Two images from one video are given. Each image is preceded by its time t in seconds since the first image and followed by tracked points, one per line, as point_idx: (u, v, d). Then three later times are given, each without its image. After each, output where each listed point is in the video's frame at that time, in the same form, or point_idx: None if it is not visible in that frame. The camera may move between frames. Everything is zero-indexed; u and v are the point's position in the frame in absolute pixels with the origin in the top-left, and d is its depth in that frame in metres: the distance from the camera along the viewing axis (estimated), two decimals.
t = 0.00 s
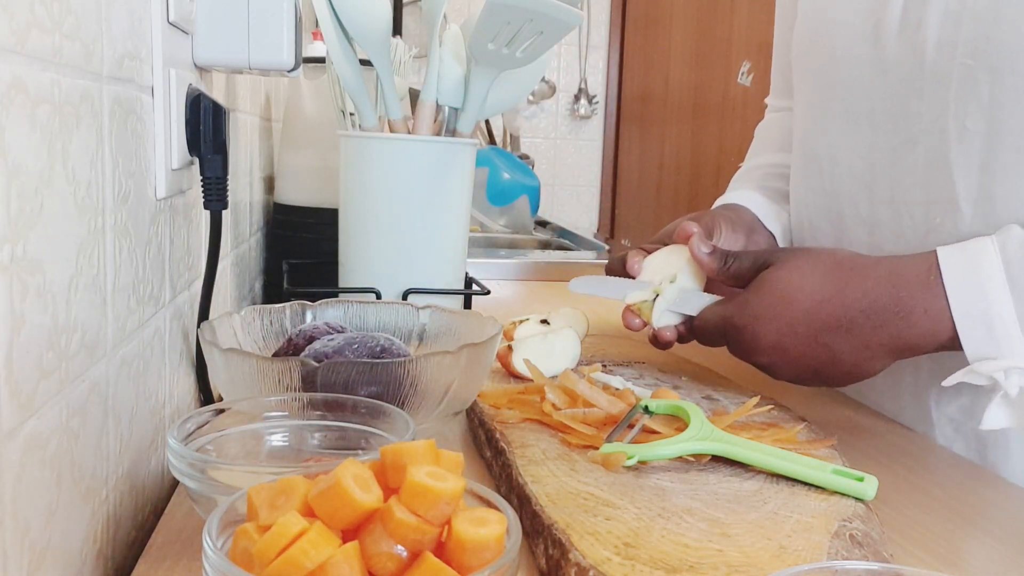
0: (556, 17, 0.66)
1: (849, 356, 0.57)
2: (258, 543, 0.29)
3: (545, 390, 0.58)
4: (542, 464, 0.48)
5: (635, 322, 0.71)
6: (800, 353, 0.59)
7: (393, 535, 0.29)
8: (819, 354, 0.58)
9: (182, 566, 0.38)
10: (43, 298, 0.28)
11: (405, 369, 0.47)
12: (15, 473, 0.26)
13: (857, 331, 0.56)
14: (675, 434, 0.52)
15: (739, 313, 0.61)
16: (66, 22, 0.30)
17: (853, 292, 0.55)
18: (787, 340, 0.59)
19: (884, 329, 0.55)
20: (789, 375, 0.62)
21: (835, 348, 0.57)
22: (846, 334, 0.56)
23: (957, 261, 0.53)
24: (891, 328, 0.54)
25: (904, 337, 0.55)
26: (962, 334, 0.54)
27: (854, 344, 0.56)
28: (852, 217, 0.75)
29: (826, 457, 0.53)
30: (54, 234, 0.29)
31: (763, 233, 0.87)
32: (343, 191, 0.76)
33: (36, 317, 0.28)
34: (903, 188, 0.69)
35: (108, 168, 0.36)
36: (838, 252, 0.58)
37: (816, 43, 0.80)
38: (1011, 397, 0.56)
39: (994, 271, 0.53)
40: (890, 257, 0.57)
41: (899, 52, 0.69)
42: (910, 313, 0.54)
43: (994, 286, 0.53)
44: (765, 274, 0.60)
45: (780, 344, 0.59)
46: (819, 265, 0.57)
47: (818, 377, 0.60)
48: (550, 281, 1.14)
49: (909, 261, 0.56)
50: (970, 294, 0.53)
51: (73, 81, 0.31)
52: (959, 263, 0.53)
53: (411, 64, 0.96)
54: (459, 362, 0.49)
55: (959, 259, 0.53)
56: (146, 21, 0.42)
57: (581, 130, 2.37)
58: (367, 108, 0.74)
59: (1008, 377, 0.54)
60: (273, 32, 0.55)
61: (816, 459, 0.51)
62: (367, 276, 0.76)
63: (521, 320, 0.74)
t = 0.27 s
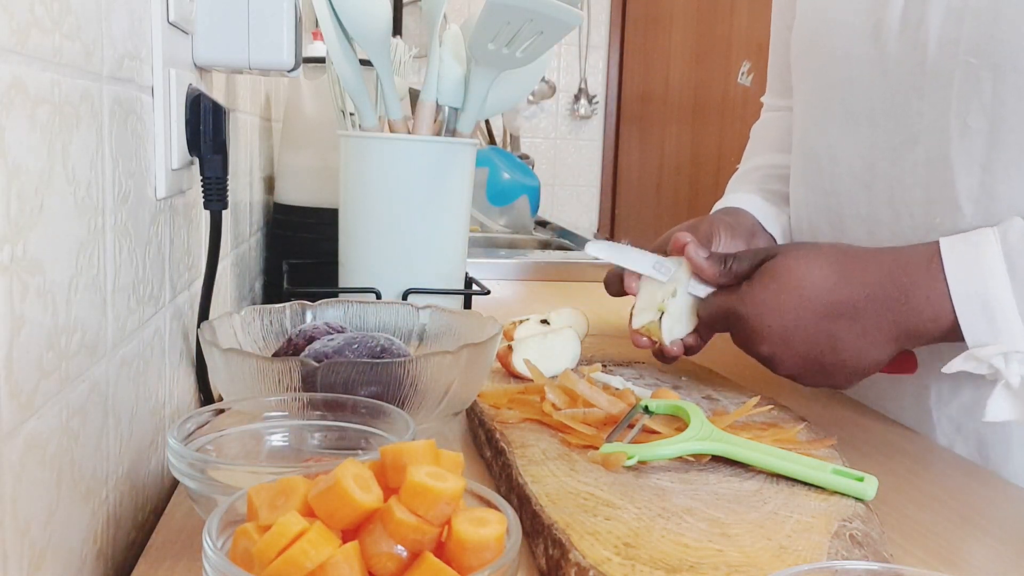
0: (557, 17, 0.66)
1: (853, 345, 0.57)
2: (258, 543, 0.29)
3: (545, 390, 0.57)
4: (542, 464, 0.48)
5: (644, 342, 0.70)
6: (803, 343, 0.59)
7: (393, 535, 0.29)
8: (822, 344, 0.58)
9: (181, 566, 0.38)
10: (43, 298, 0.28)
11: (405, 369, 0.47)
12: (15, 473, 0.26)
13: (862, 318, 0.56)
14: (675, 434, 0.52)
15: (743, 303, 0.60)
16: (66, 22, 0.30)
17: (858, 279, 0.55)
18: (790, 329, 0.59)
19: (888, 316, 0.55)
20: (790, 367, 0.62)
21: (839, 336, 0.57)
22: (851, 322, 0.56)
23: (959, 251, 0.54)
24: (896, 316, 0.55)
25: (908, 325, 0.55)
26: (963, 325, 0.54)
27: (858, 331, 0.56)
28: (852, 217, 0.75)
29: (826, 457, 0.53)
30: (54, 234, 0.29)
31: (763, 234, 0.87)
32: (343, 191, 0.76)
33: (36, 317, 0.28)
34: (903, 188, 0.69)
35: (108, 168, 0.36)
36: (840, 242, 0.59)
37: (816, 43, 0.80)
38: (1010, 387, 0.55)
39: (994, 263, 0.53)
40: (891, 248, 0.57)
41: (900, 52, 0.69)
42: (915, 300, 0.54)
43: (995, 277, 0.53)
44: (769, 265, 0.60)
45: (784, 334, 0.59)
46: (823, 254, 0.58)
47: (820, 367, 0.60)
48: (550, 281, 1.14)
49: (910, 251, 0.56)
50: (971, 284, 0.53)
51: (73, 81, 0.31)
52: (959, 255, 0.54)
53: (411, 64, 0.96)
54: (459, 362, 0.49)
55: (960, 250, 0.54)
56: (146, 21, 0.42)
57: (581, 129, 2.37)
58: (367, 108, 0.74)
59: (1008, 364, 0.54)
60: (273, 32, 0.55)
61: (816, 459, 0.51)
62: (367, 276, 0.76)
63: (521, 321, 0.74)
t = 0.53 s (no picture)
0: (556, 17, 0.66)
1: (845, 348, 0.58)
2: (258, 543, 0.29)
3: (545, 390, 0.57)
4: (542, 464, 0.48)
5: (635, 342, 0.73)
6: (795, 347, 0.59)
7: (393, 535, 0.29)
8: (813, 349, 0.59)
9: (181, 566, 0.38)
10: (43, 298, 0.28)
11: (405, 369, 0.47)
12: (15, 473, 0.26)
13: (852, 322, 0.56)
14: (675, 434, 0.52)
15: (727, 310, 0.61)
16: (66, 22, 0.30)
17: (847, 282, 0.56)
18: (781, 336, 0.59)
19: (877, 319, 0.55)
20: (784, 376, 0.62)
21: (829, 341, 0.58)
22: (842, 327, 0.57)
23: (948, 255, 0.53)
24: (886, 322, 0.55)
25: (897, 329, 0.55)
26: (949, 328, 0.54)
27: (849, 335, 0.57)
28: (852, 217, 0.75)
29: (826, 457, 0.53)
30: (54, 234, 0.29)
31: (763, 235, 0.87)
32: (343, 191, 0.76)
33: (36, 318, 0.28)
34: (903, 188, 0.69)
35: (108, 168, 0.36)
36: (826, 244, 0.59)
37: (816, 43, 0.80)
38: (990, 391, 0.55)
39: (982, 269, 0.53)
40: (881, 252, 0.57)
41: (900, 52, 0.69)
42: (903, 302, 0.54)
43: (983, 283, 0.53)
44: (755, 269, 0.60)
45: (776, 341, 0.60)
46: (809, 256, 0.58)
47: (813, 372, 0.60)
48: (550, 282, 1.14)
49: (897, 254, 0.56)
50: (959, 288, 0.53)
51: (73, 81, 0.31)
52: (949, 259, 0.53)
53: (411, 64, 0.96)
54: (459, 362, 0.49)
55: (949, 255, 0.53)
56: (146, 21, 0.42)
57: (581, 130, 2.37)
58: (367, 108, 0.74)
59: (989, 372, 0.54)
60: (273, 32, 0.55)
61: (817, 459, 0.51)
62: (367, 276, 0.76)
63: (521, 321, 0.74)
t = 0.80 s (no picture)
0: (557, 17, 0.66)
1: (852, 347, 0.58)
2: (258, 542, 0.29)
3: (545, 390, 0.57)
4: (542, 464, 0.48)
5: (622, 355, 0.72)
6: (804, 349, 0.60)
7: (393, 535, 0.29)
8: (822, 349, 0.59)
9: (181, 566, 0.38)
10: (43, 298, 0.28)
11: (406, 369, 0.47)
12: (15, 474, 0.26)
13: (856, 322, 0.56)
14: (675, 434, 0.52)
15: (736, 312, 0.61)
16: (66, 22, 0.30)
17: (850, 284, 0.56)
18: (787, 336, 0.60)
19: (881, 319, 0.55)
20: (794, 374, 0.62)
21: (837, 342, 0.58)
22: (846, 328, 0.57)
23: (957, 254, 0.53)
24: (892, 323, 0.55)
25: (903, 329, 0.55)
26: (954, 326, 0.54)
27: (854, 335, 0.57)
28: (852, 217, 0.75)
29: (826, 457, 0.53)
30: (54, 235, 0.29)
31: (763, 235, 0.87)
32: (343, 190, 0.76)
33: (36, 318, 0.28)
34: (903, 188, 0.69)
35: (108, 168, 0.36)
36: (827, 242, 0.59)
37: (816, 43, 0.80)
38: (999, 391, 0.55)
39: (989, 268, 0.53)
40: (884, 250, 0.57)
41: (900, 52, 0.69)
42: (907, 302, 0.54)
43: (989, 282, 0.53)
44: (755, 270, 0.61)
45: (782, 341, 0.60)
46: (811, 257, 0.58)
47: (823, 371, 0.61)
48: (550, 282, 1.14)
49: (900, 253, 0.56)
50: (965, 288, 0.53)
51: (72, 81, 0.31)
52: (959, 258, 0.53)
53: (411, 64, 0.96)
54: (459, 362, 0.49)
55: (958, 255, 0.53)
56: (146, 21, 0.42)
57: (581, 130, 2.37)
58: (367, 108, 0.74)
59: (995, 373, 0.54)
60: (273, 32, 0.55)
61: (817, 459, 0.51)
62: (367, 276, 0.76)
63: (521, 321, 0.74)
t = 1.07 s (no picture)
0: (557, 17, 0.66)
1: (849, 338, 0.56)
2: (258, 542, 0.29)
3: (545, 390, 0.57)
4: (542, 464, 0.48)
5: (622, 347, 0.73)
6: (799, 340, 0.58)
7: (393, 535, 0.29)
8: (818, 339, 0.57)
9: (181, 566, 0.38)
10: (43, 298, 0.28)
11: (406, 369, 0.47)
12: (15, 474, 0.26)
13: (857, 309, 0.55)
14: (675, 434, 0.52)
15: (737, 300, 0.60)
16: (66, 22, 0.30)
17: (853, 267, 0.56)
18: (783, 322, 0.58)
19: (882, 303, 0.55)
20: (783, 376, 0.60)
21: (835, 331, 0.57)
22: (846, 313, 0.56)
23: (954, 243, 0.54)
24: (893, 308, 0.54)
25: (903, 317, 0.55)
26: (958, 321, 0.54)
27: (853, 324, 0.56)
28: (853, 217, 0.75)
29: (827, 457, 0.53)
30: (54, 235, 0.29)
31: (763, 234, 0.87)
32: (343, 190, 0.76)
33: (35, 318, 0.27)
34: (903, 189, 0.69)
35: (108, 168, 0.36)
36: (830, 234, 0.60)
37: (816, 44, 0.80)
38: (999, 382, 0.56)
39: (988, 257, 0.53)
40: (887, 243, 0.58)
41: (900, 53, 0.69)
42: (909, 285, 0.54)
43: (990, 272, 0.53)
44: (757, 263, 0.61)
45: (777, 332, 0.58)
46: (815, 245, 0.59)
47: (817, 370, 0.58)
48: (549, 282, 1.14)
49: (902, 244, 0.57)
50: (963, 276, 0.53)
51: (72, 81, 0.31)
52: (956, 247, 0.54)
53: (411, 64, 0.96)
54: (459, 363, 0.49)
55: (955, 244, 0.54)
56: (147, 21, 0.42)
57: (581, 130, 2.37)
58: (367, 107, 0.74)
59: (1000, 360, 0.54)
60: (273, 32, 0.55)
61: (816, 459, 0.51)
62: (367, 276, 0.76)
63: (520, 321, 0.74)
